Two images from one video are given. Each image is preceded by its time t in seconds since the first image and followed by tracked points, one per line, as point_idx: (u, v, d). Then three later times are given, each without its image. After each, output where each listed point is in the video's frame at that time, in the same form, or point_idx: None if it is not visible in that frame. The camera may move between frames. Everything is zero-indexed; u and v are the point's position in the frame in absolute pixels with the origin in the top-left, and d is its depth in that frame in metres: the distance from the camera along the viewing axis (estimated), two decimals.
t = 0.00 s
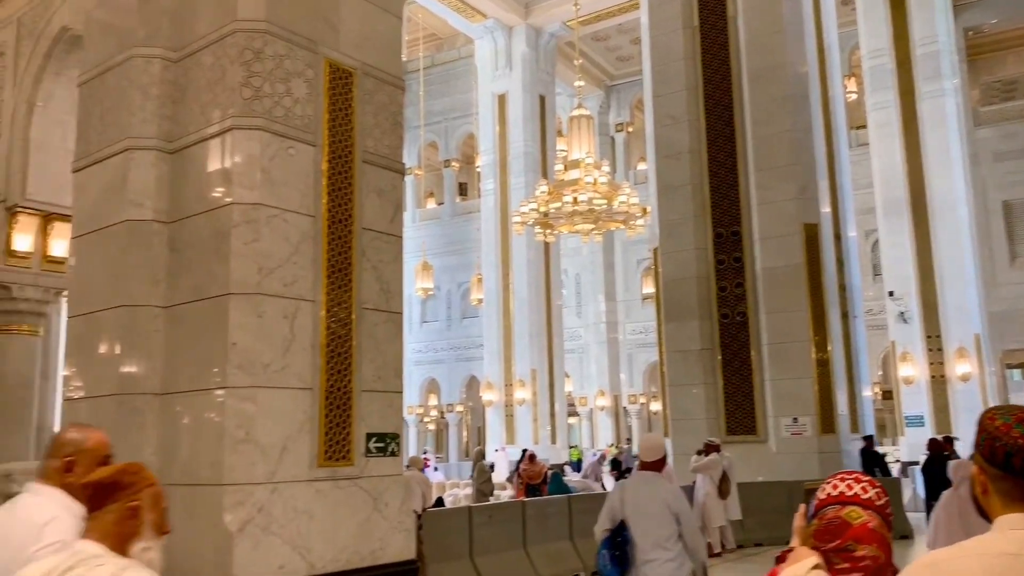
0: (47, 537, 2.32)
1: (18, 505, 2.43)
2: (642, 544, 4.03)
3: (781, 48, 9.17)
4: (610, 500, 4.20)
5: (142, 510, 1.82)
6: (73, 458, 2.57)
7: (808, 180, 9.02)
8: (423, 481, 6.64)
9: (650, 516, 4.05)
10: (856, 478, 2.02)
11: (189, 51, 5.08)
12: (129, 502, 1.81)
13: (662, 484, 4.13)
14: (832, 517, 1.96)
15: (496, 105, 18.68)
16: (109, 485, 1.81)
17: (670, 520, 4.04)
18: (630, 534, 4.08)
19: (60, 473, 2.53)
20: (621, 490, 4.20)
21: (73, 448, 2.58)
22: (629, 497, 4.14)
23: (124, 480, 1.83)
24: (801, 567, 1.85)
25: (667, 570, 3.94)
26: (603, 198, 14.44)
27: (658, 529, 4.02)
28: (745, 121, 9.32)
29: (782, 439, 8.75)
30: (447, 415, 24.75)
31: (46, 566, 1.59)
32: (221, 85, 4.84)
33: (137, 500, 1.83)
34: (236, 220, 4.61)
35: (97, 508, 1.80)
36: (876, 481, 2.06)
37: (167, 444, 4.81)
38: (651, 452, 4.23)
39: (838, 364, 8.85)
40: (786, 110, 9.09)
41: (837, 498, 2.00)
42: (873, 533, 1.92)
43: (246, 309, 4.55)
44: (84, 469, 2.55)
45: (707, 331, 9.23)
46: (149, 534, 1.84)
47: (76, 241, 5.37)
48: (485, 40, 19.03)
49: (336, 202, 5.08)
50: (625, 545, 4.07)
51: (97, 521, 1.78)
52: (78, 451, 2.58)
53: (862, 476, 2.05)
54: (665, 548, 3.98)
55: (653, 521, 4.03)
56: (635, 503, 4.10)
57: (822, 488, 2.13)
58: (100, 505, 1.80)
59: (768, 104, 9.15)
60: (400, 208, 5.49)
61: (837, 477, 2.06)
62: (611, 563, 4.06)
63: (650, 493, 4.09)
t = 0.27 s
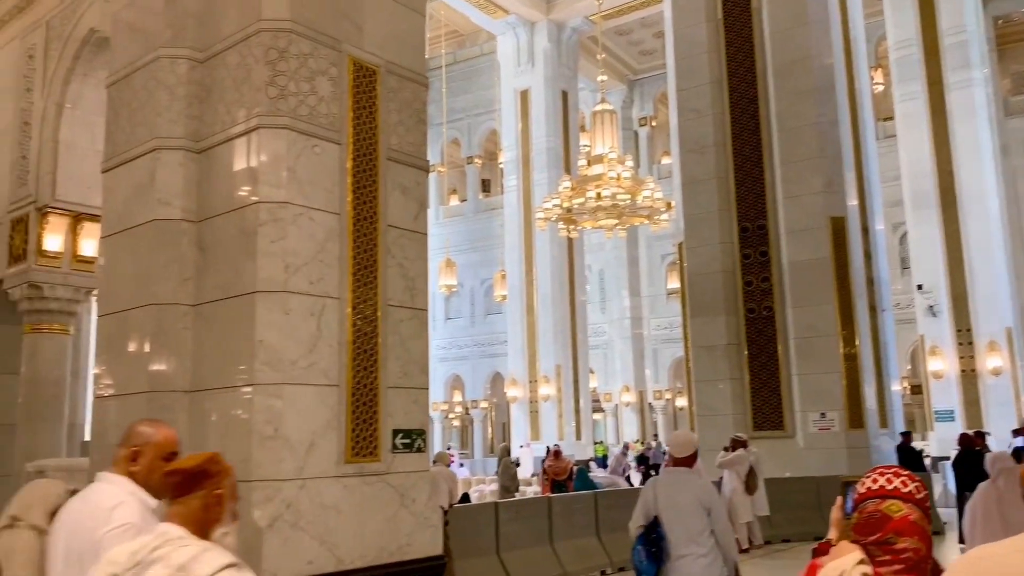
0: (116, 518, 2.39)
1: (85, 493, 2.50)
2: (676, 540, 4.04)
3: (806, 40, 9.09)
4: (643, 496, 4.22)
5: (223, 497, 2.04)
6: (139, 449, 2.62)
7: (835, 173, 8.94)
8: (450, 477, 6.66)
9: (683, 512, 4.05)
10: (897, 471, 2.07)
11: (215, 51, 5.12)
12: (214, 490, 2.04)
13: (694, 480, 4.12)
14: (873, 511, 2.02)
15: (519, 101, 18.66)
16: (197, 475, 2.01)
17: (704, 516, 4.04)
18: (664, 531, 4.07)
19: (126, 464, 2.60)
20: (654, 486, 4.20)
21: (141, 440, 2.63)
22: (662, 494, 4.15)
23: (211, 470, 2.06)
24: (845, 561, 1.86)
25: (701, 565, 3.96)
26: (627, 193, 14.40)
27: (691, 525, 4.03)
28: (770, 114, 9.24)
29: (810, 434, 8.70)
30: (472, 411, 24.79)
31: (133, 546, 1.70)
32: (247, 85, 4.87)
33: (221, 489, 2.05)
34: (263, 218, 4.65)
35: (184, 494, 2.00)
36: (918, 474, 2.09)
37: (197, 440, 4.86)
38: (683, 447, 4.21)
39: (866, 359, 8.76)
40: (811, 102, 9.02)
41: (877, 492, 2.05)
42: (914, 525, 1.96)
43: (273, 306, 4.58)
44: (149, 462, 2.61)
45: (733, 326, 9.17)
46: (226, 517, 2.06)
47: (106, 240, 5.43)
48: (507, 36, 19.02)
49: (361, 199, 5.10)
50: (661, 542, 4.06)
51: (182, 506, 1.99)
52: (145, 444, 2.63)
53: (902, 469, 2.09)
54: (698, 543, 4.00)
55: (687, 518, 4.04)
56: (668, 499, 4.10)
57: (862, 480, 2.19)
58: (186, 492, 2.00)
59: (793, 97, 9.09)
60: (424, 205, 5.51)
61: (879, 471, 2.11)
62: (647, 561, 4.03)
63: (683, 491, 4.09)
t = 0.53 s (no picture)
0: (165, 510, 2.46)
1: (136, 487, 2.58)
2: (701, 531, 4.10)
3: (825, 34, 9.03)
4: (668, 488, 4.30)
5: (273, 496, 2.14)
6: (187, 445, 2.69)
7: (855, 167, 8.87)
8: (469, 474, 6.67)
9: (708, 503, 4.11)
10: (926, 468, 2.05)
11: (234, 51, 5.14)
12: (271, 485, 2.16)
13: (718, 472, 4.18)
14: (901, 506, 2.00)
15: (536, 98, 18.64)
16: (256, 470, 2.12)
17: (728, 506, 4.09)
18: (691, 523, 4.12)
19: (175, 458, 2.67)
20: (679, 479, 4.28)
21: (191, 436, 2.70)
22: (686, 486, 4.23)
23: (270, 465, 2.17)
24: (873, 557, 1.90)
25: (726, 556, 4.02)
26: (644, 189, 14.35)
27: (714, 515, 4.09)
28: (789, 109, 9.18)
29: (830, 430, 8.66)
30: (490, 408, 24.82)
31: (191, 536, 1.90)
32: (265, 84, 4.89)
33: (276, 484, 2.18)
34: (282, 217, 4.67)
35: (243, 486, 2.12)
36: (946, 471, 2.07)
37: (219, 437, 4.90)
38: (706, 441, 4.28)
39: (887, 355, 8.69)
40: (830, 96, 8.95)
41: (906, 488, 2.03)
42: (943, 522, 1.96)
43: (293, 304, 4.60)
44: (197, 458, 2.68)
45: (753, 322, 9.12)
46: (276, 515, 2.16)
47: (127, 240, 5.48)
48: (524, 33, 19.00)
49: (379, 197, 5.11)
50: (687, 534, 4.09)
51: (240, 498, 2.11)
52: (194, 440, 2.70)
53: (930, 466, 2.07)
54: (723, 535, 4.06)
55: (711, 508, 4.10)
56: (692, 492, 4.17)
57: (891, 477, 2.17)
58: (246, 484, 2.12)
59: (812, 90, 9.03)
60: (442, 203, 5.52)
61: (907, 468, 2.09)
62: (675, 553, 4.05)
63: (707, 482, 4.16)
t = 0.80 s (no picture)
0: (230, 510, 2.54)
1: (202, 484, 2.66)
2: (730, 521, 4.10)
3: (849, 24, 8.93)
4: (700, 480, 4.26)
5: (338, 493, 2.14)
6: (253, 446, 2.74)
7: (881, 158, 8.77)
8: (495, 471, 6.67)
9: (739, 493, 4.10)
10: (958, 462, 2.02)
11: (258, 51, 5.17)
12: (337, 482, 2.15)
13: (750, 464, 4.15)
14: (932, 500, 1.99)
15: (557, 93, 18.60)
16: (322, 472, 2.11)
17: (758, 498, 4.08)
18: (720, 513, 4.14)
19: (241, 458, 2.73)
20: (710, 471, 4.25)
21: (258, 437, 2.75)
22: (718, 479, 4.19)
23: (337, 462, 2.17)
24: (907, 552, 1.90)
25: (755, 546, 4.01)
26: (667, 183, 14.28)
27: (746, 508, 4.08)
28: (813, 100, 9.10)
29: (858, 424, 8.58)
30: (514, 404, 24.85)
31: (260, 529, 1.98)
32: (289, 83, 4.92)
33: (343, 481, 2.17)
34: (307, 215, 4.70)
35: (310, 483, 2.11)
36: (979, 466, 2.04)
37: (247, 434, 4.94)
38: (738, 435, 4.26)
39: (916, 348, 8.58)
40: (855, 86, 8.86)
41: (936, 482, 2.01)
42: (973, 515, 1.93)
43: (319, 302, 4.63)
44: (260, 458, 2.73)
45: (779, 316, 9.09)
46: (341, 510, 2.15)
47: (154, 240, 5.54)
48: (544, 28, 18.97)
49: (403, 195, 5.12)
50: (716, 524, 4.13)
51: (307, 494, 2.11)
52: (259, 440, 2.75)
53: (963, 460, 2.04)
54: (752, 525, 4.05)
55: (743, 500, 4.08)
56: (723, 481, 4.15)
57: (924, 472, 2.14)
58: (312, 482, 2.11)
59: (837, 81, 8.94)
60: (465, 199, 5.53)
61: (938, 462, 2.06)
62: (703, 542, 4.11)
63: (739, 474, 4.13)
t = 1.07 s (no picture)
0: (299, 516, 2.49)
1: (269, 485, 2.63)
2: (758, 515, 4.16)
3: (872, 14, 8.84)
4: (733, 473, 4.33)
5: (397, 492, 2.09)
6: (321, 449, 2.69)
7: (905, 150, 8.68)
8: (518, 467, 6.68)
9: (768, 488, 4.14)
10: (985, 451, 2.01)
11: (279, 50, 5.19)
12: (395, 482, 2.09)
13: (781, 460, 4.17)
14: (958, 487, 1.98)
15: (576, 88, 18.56)
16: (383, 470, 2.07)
17: (788, 493, 4.10)
18: (748, 507, 4.19)
19: (306, 461, 2.67)
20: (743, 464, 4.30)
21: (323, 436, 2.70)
22: (749, 473, 4.25)
23: (395, 461, 2.11)
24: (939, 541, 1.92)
25: (783, 540, 4.07)
26: (688, 177, 14.20)
27: (775, 503, 4.12)
28: (836, 93, 9.02)
29: (883, 419, 8.51)
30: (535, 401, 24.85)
31: (322, 528, 1.93)
32: (310, 82, 4.94)
33: (401, 481, 2.11)
34: (329, 214, 4.72)
35: (368, 483, 2.06)
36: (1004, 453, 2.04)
37: (271, 431, 4.98)
38: (771, 430, 4.26)
39: (942, 342, 8.50)
40: (878, 78, 8.78)
41: (964, 470, 2.00)
42: (1000, 502, 1.94)
43: (342, 300, 4.65)
44: (327, 462, 2.68)
45: (802, 310, 8.99)
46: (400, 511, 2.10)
47: (178, 239, 5.58)
48: (563, 23, 18.92)
49: (424, 192, 5.14)
50: (743, 517, 4.19)
51: (365, 493, 2.06)
52: (325, 444, 2.69)
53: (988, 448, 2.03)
54: (781, 519, 4.09)
55: (771, 496, 4.12)
56: (753, 475, 4.20)
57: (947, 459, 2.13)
58: (371, 481, 2.06)
59: (860, 73, 8.86)
60: (485, 196, 5.53)
61: (964, 451, 2.05)
62: (728, 534, 4.18)
63: (769, 470, 4.17)
